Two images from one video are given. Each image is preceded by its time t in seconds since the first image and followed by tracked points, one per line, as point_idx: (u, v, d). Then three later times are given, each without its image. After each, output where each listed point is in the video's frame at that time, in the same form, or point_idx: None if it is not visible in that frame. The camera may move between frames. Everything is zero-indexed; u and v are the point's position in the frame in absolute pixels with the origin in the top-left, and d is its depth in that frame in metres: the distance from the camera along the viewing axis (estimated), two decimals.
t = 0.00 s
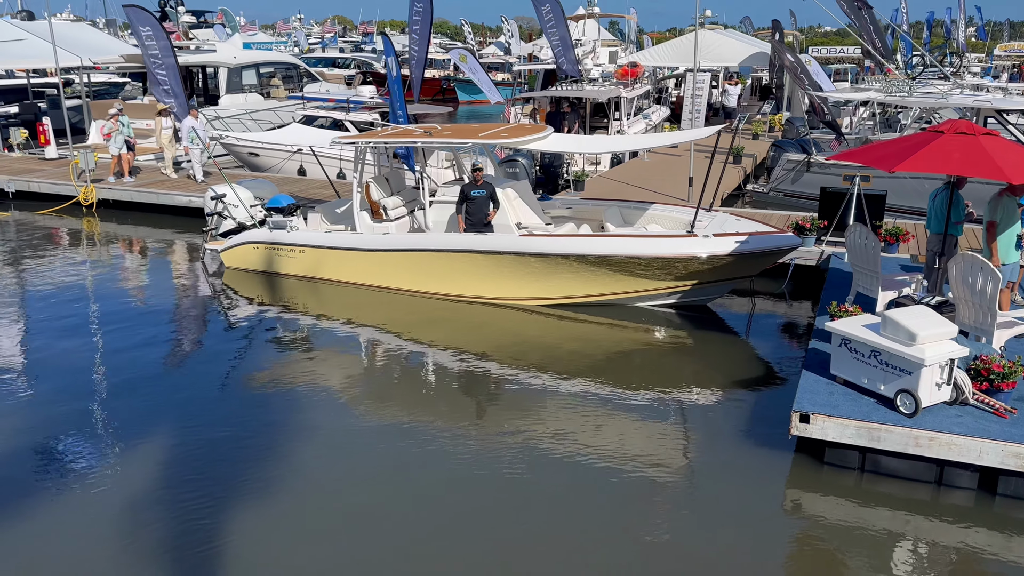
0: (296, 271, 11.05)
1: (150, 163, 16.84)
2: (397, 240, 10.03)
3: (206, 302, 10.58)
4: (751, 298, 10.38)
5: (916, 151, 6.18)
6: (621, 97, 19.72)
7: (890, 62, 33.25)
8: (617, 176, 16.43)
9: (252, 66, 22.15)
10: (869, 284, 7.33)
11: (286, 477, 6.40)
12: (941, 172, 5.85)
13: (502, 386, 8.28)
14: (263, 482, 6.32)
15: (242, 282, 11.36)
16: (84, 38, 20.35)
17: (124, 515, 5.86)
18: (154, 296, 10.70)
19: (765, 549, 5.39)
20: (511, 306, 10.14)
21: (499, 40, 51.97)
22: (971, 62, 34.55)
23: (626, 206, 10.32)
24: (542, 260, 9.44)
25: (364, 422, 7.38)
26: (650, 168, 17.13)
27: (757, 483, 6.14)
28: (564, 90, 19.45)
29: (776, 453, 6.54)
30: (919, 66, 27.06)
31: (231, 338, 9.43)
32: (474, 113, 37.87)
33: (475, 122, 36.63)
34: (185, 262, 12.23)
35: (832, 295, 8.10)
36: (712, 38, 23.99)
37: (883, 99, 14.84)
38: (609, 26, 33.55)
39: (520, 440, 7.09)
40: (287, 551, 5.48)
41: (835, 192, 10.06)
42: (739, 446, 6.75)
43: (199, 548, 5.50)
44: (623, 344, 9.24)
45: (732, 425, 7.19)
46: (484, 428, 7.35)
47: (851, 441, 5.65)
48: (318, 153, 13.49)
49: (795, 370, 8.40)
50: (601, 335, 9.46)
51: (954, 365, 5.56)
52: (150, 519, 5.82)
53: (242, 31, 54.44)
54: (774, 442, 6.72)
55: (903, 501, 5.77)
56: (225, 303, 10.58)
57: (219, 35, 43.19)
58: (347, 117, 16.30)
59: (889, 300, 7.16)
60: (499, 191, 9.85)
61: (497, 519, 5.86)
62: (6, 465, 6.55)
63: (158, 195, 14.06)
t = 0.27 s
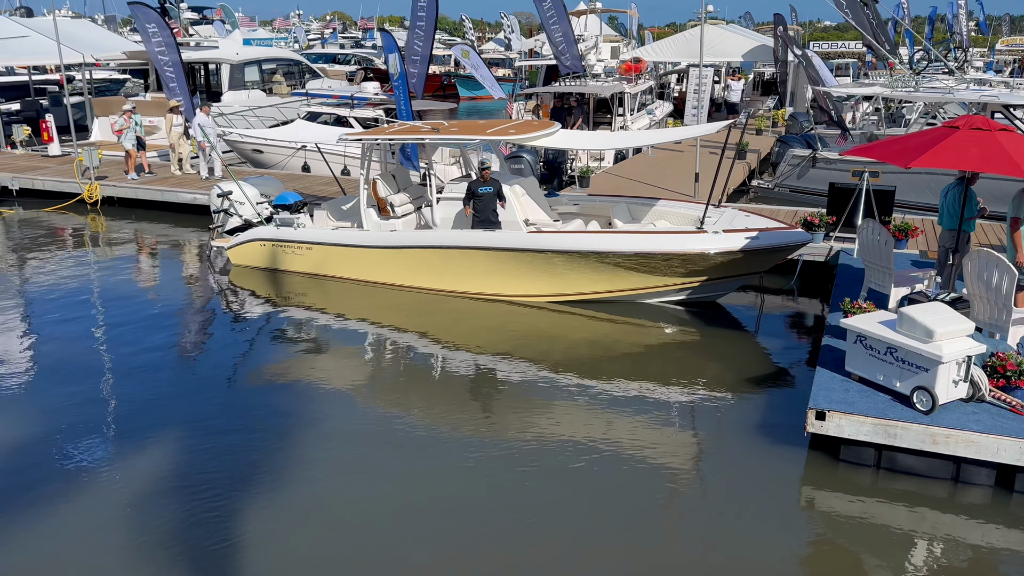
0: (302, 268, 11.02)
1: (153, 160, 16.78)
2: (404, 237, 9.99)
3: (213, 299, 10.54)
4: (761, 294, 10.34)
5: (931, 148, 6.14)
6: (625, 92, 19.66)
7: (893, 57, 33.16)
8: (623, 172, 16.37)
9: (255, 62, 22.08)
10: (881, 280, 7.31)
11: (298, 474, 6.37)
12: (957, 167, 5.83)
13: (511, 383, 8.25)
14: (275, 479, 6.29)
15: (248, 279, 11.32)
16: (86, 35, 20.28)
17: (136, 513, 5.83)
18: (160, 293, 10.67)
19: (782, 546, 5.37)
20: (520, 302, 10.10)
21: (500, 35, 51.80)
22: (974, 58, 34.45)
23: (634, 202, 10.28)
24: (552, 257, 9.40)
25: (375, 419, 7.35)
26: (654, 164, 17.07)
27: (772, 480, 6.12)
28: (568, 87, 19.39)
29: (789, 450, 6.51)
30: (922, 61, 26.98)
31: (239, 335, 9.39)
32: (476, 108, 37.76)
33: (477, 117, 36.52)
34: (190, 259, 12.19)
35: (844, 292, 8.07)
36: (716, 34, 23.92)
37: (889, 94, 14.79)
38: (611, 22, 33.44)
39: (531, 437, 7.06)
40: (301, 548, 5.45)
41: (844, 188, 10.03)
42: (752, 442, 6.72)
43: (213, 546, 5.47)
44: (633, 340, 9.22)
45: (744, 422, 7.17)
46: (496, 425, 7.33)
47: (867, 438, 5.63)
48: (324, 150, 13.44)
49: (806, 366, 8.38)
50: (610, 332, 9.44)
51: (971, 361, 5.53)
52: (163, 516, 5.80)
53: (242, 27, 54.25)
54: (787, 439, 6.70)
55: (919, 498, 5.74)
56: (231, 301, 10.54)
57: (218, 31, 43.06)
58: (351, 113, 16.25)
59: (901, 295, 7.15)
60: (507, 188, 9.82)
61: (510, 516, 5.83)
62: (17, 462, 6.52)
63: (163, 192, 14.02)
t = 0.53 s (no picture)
0: (306, 266, 11.00)
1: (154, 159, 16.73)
2: (410, 235, 9.97)
3: (217, 298, 10.51)
4: (766, 291, 10.34)
5: (941, 143, 6.14)
6: (625, 89, 19.64)
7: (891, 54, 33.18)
8: (624, 169, 16.34)
9: (254, 60, 22.01)
10: (890, 276, 7.31)
11: (309, 470, 6.36)
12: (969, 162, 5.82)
13: (519, 380, 8.23)
14: (287, 475, 6.27)
15: (252, 277, 11.29)
16: (85, 33, 20.22)
17: (149, 509, 5.81)
18: (165, 292, 10.63)
19: (797, 542, 5.37)
20: (526, 300, 10.10)
21: (496, 32, 51.73)
22: (972, 54, 34.45)
23: (639, 199, 10.27)
24: (558, 254, 9.39)
25: (383, 417, 7.34)
26: (656, 161, 17.06)
27: (784, 475, 6.12)
28: (568, 84, 19.37)
29: (800, 445, 6.51)
30: (922, 57, 27.00)
31: (245, 333, 9.37)
32: (474, 105, 37.69)
33: (475, 115, 36.46)
34: (193, 257, 12.16)
35: (852, 288, 8.07)
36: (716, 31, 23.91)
37: (891, 90, 14.80)
38: (610, 20, 33.40)
39: (541, 434, 7.05)
40: (316, 545, 5.44)
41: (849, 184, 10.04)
42: (762, 438, 6.72)
43: (227, 542, 5.45)
44: (640, 337, 9.22)
45: (754, 418, 7.17)
46: (505, 421, 7.32)
47: (880, 434, 5.63)
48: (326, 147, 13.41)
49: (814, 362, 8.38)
50: (617, 329, 9.44)
51: (984, 357, 5.54)
52: (176, 512, 5.78)
53: (239, 26, 54.09)
54: (797, 435, 6.70)
55: (933, 494, 5.75)
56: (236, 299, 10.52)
57: (215, 29, 42.94)
58: (353, 111, 16.22)
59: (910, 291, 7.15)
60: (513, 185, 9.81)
61: (522, 513, 5.83)
62: (27, 460, 6.50)
63: (164, 190, 13.97)
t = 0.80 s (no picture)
0: (308, 266, 10.99)
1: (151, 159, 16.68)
2: (413, 234, 9.97)
3: (220, 298, 10.49)
4: (769, 289, 10.38)
5: (948, 140, 6.19)
6: (623, 88, 19.67)
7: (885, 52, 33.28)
8: (623, 168, 16.35)
9: (250, 60, 21.95)
10: (895, 273, 7.35)
11: (321, 469, 6.36)
12: (977, 159, 5.86)
13: (525, 378, 8.24)
14: (297, 475, 6.27)
15: (254, 277, 11.27)
16: (80, 34, 20.15)
17: (161, 510, 5.80)
18: (166, 293, 10.59)
19: (810, 538, 5.41)
20: (529, 299, 10.11)
21: (490, 31, 51.69)
22: (966, 53, 34.59)
23: (641, 198, 10.28)
24: (562, 253, 9.41)
25: (391, 416, 7.34)
26: (654, 160, 17.08)
27: (793, 471, 6.15)
28: (566, 83, 19.38)
29: (809, 442, 6.54)
30: (916, 55, 27.10)
31: (249, 334, 9.35)
32: (469, 105, 37.64)
33: (470, 114, 36.42)
34: (194, 258, 12.13)
35: (856, 286, 8.11)
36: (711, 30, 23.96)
37: (889, 88, 14.87)
38: (605, 19, 33.42)
39: (549, 432, 7.06)
40: (330, 543, 5.44)
41: (850, 181, 10.09)
42: (771, 435, 6.75)
43: (240, 541, 5.44)
44: (645, 335, 9.24)
45: (761, 415, 7.20)
46: (513, 420, 7.33)
47: (890, 430, 5.67)
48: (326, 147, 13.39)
49: (819, 359, 8.41)
50: (621, 327, 9.46)
51: (993, 353, 5.57)
52: (189, 512, 5.77)
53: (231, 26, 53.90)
54: (806, 432, 6.73)
55: (942, 489, 5.80)
56: (239, 299, 10.50)
57: (208, 29, 42.79)
58: (351, 111, 16.20)
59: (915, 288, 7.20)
60: (516, 185, 9.82)
61: (534, 510, 5.84)
62: (36, 462, 6.47)
63: (163, 191, 13.92)
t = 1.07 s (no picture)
0: (306, 267, 10.95)
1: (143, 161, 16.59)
2: (412, 235, 9.96)
3: (217, 300, 10.45)
4: (767, 288, 10.44)
5: (949, 139, 6.25)
6: (615, 88, 19.71)
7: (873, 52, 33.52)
8: (617, 168, 16.39)
9: (240, 61, 21.86)
10: (894, 271, 7.42)
11: (327, 470, 6.35)
12: (978, 157, 5.93)
13: (527, 378, 8.26)
14: (303, 475, 6.26)
15: (251, 279, 11.24)
16: (70, 34, 20.03)
17: (168, 511, 5.77)
18: (163, 295, 10.55)
19: (817, 535, 5.45)
20: (528, 299, 10.13)
21: (478, 31, 51.64)
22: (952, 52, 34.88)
23: (639, 197, 10.32)
24: (562, 253, 9.43)
25: (394, 417, 7.33)
26: (647, 160, 17.13)
27: (797, 469, 6.19)
28: (559, 83, 19.41)
29: (812, 440, 6.58)
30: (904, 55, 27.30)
31: (249, 336, 9.32)
32: (459, 105, 37.60)
33: (459, 114, 36.40)
34: (189, 260, 12.08)
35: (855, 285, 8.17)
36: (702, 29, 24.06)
37: (880, 87, 14.98)
38: (595, 19, 33.48)
39: (553, 432, 7.08)
40: (340, 544, 5.44)
41: (846, 180, 10.16)
42: (773, 433, 6.79)
43: (249, 543, 5.43)
44: (644, 334, 9.28)
45: (763, 413, 7.24)
46: (516, 420, 7.34)
47: (894, 427, 5.72)
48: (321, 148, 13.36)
49: (818, 357, 8.47)
50: (620, 326, 9.49)
51: (995, 349, 5.64)
52: (196, 513, 5.74)
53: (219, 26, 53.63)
54: (808, 430, 6.78)
55: (945, 486, 5.86)
56: (237, 301, 10.47)
57: (195, 29, 42.56)
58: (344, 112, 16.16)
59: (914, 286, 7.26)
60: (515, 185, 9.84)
61: (541, 509, 5.85)
62: (39, 465, 6.44)
63: (157, 193, 13.86)
